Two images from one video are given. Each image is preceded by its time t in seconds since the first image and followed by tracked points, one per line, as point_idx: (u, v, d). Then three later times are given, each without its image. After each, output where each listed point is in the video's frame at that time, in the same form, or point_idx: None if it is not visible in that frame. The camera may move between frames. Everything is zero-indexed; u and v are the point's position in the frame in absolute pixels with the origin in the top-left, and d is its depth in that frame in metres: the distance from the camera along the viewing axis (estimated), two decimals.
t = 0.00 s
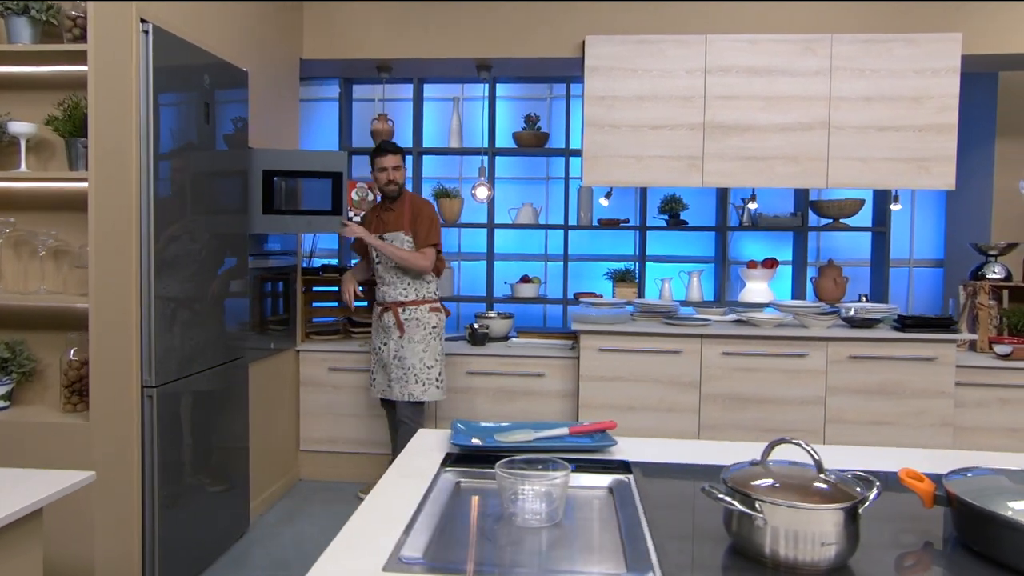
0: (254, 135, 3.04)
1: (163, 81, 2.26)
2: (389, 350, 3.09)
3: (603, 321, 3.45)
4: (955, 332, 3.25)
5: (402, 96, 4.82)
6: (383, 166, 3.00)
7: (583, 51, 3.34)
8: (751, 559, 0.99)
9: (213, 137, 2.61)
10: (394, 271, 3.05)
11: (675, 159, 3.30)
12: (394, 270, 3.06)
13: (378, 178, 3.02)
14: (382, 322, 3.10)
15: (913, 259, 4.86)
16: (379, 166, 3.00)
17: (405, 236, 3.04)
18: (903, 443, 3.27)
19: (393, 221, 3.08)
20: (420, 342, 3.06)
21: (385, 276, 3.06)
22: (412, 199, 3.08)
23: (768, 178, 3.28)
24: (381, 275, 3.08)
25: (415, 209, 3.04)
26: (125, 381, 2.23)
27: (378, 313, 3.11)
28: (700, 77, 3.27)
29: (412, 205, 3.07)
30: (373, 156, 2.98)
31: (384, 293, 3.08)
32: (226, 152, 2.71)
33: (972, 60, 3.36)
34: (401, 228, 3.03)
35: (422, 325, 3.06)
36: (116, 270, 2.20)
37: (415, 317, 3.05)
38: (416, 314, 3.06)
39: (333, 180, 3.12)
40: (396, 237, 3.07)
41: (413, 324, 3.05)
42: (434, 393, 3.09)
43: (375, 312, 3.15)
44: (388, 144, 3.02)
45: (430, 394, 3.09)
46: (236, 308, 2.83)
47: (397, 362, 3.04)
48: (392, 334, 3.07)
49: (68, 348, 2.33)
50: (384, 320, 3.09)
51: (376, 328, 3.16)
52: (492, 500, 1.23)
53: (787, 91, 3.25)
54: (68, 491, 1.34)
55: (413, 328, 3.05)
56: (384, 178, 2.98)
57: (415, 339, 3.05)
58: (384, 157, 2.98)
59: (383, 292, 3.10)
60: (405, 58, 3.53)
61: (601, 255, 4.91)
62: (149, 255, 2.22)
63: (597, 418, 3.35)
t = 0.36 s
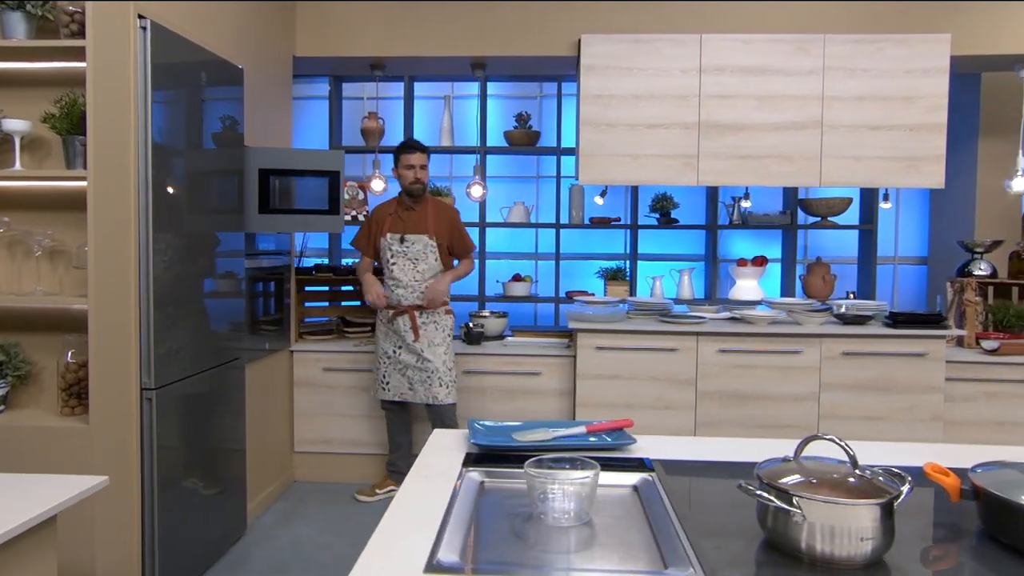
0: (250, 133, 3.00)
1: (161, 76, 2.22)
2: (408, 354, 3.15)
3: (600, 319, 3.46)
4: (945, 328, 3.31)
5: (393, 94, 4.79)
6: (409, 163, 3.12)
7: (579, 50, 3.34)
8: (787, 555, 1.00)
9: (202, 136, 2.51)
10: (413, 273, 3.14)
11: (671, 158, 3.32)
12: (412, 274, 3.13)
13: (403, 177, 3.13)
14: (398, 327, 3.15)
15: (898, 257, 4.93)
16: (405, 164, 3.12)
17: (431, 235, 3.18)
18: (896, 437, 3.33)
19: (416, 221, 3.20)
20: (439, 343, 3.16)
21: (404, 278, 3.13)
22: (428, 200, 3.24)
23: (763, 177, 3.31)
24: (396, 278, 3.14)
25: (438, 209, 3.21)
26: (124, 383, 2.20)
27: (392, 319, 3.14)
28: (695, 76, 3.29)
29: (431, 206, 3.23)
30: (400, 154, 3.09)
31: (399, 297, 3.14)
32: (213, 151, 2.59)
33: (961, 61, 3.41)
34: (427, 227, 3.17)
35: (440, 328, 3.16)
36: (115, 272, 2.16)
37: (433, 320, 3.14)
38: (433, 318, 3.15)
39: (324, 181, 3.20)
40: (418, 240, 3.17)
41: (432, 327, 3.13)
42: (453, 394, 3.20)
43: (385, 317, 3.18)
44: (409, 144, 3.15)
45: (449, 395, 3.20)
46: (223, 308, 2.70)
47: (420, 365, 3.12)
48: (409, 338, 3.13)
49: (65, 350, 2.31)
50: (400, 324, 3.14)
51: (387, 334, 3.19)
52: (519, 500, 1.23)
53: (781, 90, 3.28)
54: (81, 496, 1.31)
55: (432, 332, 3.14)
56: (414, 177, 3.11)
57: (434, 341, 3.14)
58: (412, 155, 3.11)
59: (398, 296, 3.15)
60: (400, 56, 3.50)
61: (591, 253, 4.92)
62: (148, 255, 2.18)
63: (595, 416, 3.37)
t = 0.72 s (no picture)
0: (239, 132, 2.96)
1: (156, 75, 2.21)
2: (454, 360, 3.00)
3: (592, 318, 3.46)
4: (930, 325, 3.37)
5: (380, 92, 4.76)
6: (457, 159, 2.85)
7: (570, 50, 3.34)
8: (810, 552, 1.01)
9: (184, 134, 2.41)
10: (466, 276, 2.97)
11: (663, 157, 3.33)
12: (467, 278, 2.97)
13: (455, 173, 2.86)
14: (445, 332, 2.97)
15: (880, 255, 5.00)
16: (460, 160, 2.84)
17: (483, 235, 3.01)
18: (883, 433, 3.38)
19: (465, 220, 3.00)
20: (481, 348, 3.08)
21: (460, 282, 2.96)
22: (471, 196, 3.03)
23: (753, 176, 3.34)
24: (452, 281, 2.95)
25: (484, 206, 3.05)
26: (118, 385, 2.19)
27: (443, 324, 2.95)
28: (686, 77, 3.31)
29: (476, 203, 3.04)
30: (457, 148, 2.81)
31: (454, 301, 2.97)
32: (198, 150, 2.51)
33: (945, 62, 3.47)
34: (479, 227, 3.00)
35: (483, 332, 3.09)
36: (108, 274, 2.15)
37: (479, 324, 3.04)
38: (478, 321, 3.07)
39: (313, 181, 3.18)
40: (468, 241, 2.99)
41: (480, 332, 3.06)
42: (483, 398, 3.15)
43: (428, 321, 2.97)
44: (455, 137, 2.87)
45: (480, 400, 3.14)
46: (207, 309, 2.60)
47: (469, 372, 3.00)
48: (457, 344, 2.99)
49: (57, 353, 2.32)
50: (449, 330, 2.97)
51: (427, 338, 2.96)
52: (536, 501, 1.23)
53: (770, 91, 3.31)
54: (90, 500, 1.29)
55: (479, 337, 3.05)
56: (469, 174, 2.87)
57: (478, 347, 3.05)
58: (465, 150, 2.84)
59: (452, 300, 2.97)
60: (390, 55, 3.47)
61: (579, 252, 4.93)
62: (142, 256, 2.18)
63: (587, 415, 3.38)
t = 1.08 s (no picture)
0: (218, 129, 2.90)
1: (133, 70, 2.16)
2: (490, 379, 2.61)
3: (575, 317, 3.46)
4: (905, 322, 3.43)
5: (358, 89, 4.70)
6: (473, 165, 2.37)
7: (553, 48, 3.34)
8: (815, 553, 1.01)
9: (158, 130, 2.33)
10: (495, 291, 2.59)
11: (645, 156, 3.34)
12: (496, 293, 2.59)
13: (472, 180, 2.38)
14: (479, 352, 2.58)
15: (854, 253, 5.08)
16: (477, 165, 2.35)
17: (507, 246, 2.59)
18: (861, 428, 3.43)
19: (487, 230, 2.55)
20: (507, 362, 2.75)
21: (493, 298, 2.58)
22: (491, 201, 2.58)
23: (734, 175, 3.37)
24: (483, 299, 2.55)
25: (505, 211, 2.61)
26: (95, 389, 2.14)
27: (478, 344, 2.56)
28: (668, 76, 3.33)
29: (497, 209, 2.59)
30: (474, 152, 2.32)
31: (485, 319, 2.58)
32: (172, 147, 2.43)
33: (919, 63, 3.53)
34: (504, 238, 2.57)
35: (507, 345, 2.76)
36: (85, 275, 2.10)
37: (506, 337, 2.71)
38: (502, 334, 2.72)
39: (293, 180, 3.14)
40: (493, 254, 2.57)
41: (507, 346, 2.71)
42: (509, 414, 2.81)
43: (456, 342, 2.55)
44: (472, 135, 2.36)
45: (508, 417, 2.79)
46: (180, 311, 2.53)
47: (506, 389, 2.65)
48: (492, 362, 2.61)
49: (31, 358, 2.28)
50: (483, 349, 2.58)
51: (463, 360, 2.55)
52: (538, 505, 1.22)
53: (751, 91, 3.34)
54: (79, 509, 1.26)
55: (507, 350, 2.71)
56: (489, 181, 2.40)
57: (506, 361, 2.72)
58: (482, 154, 2.36)
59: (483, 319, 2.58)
60: (371, 52, 3.43)
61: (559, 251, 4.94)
62: (120, 256, 2.12)
63: (571, 414, 3.38)
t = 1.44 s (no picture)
0: (183, 127, 2.83)
1: (93, 66, 2.08)
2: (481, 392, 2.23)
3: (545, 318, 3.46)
4: (867, 321, 3.52)
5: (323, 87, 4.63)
6: (485, 152, 2.08)
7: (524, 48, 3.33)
8: (807, 559, 1.02)
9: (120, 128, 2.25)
10: (493, 295, 2.27)
11: (616, 158, 3.36)
12: (492, 297, 2.26)
13: (479, 168, 2.10)
14: (467, 359, 2.23)
15: (815, 252, 5.19)
16: (486, 151, 2.07)
17: (515, 246, 2.29)
18: (825, 425, 3.51)
19: (491, 225, 2.28)
20: (518, 375, 2.31)
21: (483, 301, 2.25)
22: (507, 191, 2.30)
23: (703, 177, 3.41)
24: (473, 301, 2.24)
25: (519, 207, 2.31)
26: (55, 398, 2.07)
27: (461, 350, 2.23)
28: (638, 78, 3.35)
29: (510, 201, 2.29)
30: (484, 136, 2.04)
31: (475, 323, 2.25)
32: (133, 146, 2.34)
33: (881, 68, 3.62)
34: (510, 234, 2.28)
35: (518, 357, 2.32)
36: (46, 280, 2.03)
37: (513, 347, 2.30)
38: (511, 344, 2.31)
39: (259, 180, 3.08)
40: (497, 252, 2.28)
41: (511, 357, 2.30)
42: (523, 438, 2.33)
43: (443, 347, 2.26)
44: (488, 116, 2.09)
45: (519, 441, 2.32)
46: (140, 312, 2.41)
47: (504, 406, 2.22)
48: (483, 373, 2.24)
49: None
50: (469, 357, 2.24)
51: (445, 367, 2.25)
52: (529, 514, 1.21)
53: (719, 94, 3.39)
54: (50, 526, 1.21)
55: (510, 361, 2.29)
56: (500, 171, 2.10)
57: (513, 375, 2.29)
58: (495, 140, 2.06)
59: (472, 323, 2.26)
60: (340, 49, 3.37)
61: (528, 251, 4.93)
62: (81, 260, 2.05)
63: (543, 415, 3.38)
